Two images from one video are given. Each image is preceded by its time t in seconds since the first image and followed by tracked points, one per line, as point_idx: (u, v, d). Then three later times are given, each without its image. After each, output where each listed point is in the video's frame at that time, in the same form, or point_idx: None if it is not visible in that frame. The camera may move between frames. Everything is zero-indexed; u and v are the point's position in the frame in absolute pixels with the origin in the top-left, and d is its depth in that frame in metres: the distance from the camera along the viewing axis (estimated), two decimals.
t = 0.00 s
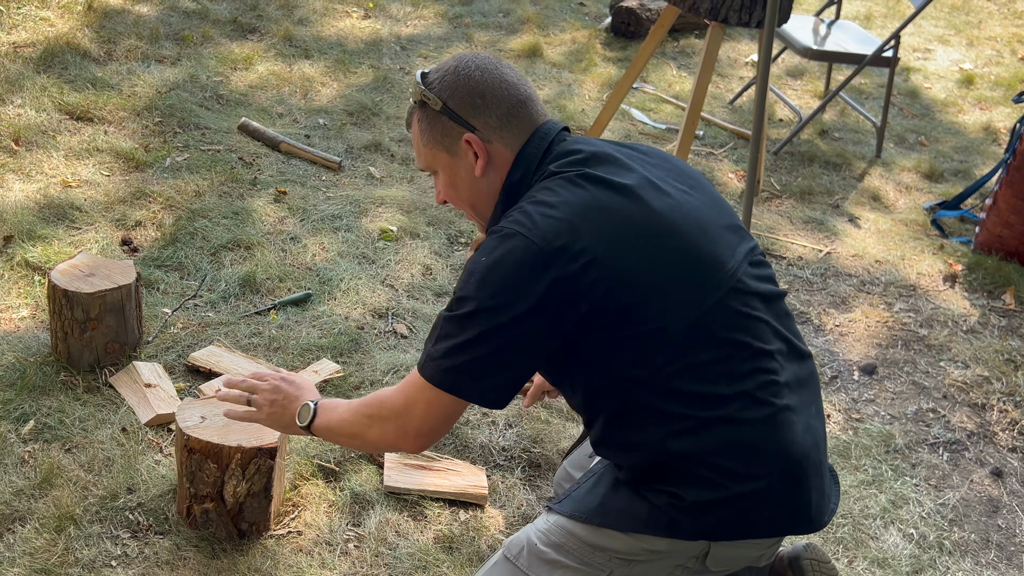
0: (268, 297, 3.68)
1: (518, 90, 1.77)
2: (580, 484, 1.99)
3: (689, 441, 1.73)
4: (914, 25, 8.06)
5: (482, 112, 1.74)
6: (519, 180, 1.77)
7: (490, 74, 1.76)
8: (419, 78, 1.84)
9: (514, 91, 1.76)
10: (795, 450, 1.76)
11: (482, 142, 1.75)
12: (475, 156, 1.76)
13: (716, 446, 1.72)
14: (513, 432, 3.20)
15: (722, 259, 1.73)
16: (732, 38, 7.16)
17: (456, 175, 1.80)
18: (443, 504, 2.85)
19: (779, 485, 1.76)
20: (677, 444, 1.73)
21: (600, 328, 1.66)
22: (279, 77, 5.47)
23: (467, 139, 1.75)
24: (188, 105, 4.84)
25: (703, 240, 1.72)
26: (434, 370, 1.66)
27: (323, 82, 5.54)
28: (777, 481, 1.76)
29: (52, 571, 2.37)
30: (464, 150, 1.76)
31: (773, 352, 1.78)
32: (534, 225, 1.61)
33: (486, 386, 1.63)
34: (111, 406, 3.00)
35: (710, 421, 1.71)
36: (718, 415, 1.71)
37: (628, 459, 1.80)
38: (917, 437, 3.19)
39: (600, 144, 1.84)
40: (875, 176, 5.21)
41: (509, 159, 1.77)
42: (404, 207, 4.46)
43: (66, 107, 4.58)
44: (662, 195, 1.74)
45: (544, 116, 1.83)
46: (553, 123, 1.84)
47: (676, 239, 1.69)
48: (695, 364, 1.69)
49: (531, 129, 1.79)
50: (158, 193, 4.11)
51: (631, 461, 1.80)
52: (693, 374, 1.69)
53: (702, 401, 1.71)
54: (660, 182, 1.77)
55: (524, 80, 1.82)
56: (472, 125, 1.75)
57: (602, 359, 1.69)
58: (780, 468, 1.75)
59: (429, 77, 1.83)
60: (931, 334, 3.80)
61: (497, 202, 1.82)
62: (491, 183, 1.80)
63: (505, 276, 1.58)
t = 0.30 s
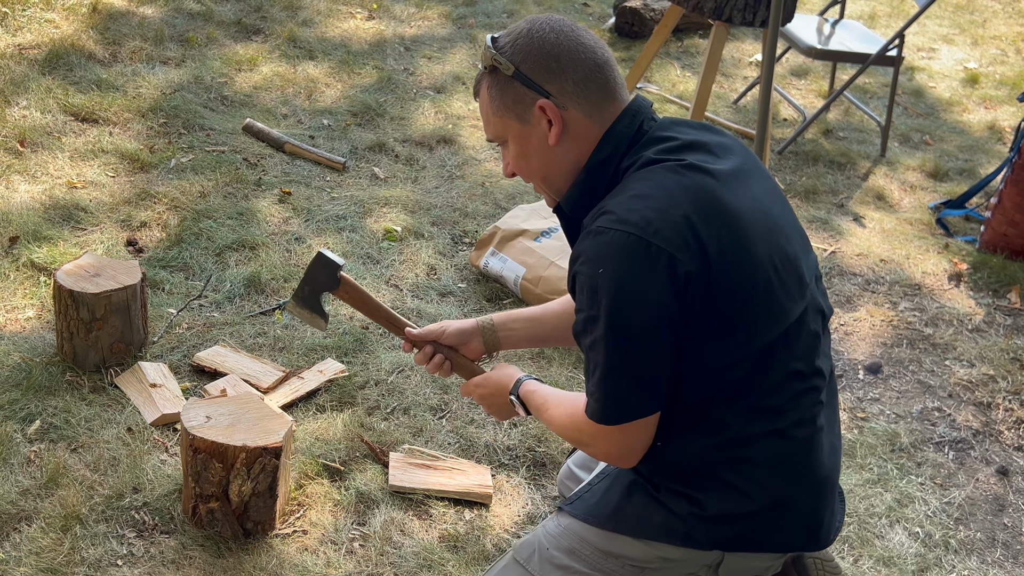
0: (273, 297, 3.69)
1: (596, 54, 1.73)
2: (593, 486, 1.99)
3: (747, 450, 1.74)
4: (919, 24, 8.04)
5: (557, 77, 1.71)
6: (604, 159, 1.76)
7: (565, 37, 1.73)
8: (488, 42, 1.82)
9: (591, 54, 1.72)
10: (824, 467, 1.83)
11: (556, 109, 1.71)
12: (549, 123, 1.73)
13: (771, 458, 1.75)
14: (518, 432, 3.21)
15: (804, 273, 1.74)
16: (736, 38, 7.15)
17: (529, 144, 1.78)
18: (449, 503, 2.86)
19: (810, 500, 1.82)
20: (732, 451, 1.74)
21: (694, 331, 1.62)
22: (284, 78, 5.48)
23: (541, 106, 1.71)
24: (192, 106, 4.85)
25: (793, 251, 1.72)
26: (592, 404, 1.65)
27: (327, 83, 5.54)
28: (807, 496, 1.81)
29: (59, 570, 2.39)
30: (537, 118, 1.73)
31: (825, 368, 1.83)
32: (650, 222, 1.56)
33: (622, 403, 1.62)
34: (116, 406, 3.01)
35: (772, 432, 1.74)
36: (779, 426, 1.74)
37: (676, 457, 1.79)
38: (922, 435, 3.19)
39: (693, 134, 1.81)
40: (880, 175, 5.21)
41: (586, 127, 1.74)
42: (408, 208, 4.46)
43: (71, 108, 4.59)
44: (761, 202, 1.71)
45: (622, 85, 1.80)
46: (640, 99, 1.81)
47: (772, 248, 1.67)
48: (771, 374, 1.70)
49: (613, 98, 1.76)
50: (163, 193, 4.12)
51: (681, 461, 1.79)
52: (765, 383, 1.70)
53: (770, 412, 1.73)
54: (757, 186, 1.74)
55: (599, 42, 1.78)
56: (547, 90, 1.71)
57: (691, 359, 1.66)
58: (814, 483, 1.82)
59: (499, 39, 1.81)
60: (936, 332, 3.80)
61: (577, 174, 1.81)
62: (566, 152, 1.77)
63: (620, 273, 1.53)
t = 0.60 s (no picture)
0: (279, 296, 3.70)
1: (644, 56, 1.71)
2: (605, 489, 2.01)
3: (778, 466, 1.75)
4: (924, 22, 8.02)
5: (603, 78, 1.69)
6: (651, 168, 1.76)
7: (615, 38, 1.70)
8: (533, 34, 1.80)
9: (639, 55, 1.70)
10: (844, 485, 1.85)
11: (599, 111, 1.70)
12: (592, 124, 1.72)
13: (800, 475, 1.76)
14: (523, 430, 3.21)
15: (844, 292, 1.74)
16: (741, 36, 7.14)
17: (571, 144, 1.77)
18: (454, 501, 2.87)
19: (830, 518, 1.83)
20: (761, 466, 1.75)
21: (735, 344, 1.63)
22: (288, 78, 5.48)
23: (585, 107, 1.70)
24: (197, 106, 4.86)
25: (835, 270, 1.72)
26: (615, 406, 1.66)
27: (331, 83, 5.55)
28: (827, 515, 1.82)
29: (65, 568, 2.40)
30: (580, 118, 1.72)
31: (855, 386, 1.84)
32: (703, 235, 1.56)
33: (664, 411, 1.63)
34: (122, 405, 3.02)
35: (804, 448, 1.74)
36: (810, 444, 1.75)
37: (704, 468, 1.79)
38: (928, 433, 3.19)
39: (742, 142, 1.81)
40: (885, 173, 5.20)
41: (629, 130, 1.73)
42: (413, 207, 4.47)
43: (76, 108, 4.60)
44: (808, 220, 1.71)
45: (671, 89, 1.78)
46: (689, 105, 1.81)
47: (817, 265, 1.68)
48: (808, 391, 1.71)
49: (659, 103, 1.74)
50: (168, 193, 4.13)
51: (708, 472, 1.79)
52: (800, 401, 1.71)
53: (804, 430, 1.73)
54: (804, 204, 1.75)
55: (648, 42, 1.75)
56: (592, 91, 1.70)
57: (732, 372, 1.67)
58: (836, 501, 1.83)
59: (545, 33, 1.78)
60: (942, 331, 3.79)
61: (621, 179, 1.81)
62: (608, 155, 1.76)
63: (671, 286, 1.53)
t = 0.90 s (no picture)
0: (286, 294, 3.71)
1: (586, 41, 1.65)
2: (592, 472, 1.95)
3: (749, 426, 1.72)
4: (932, 17, 7.98)
5: (549, 72, 1.63)
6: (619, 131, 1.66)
7: (552, 31, 1.65)
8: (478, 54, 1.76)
9: (581, 43, 1.64)
10: (821, 451, 1.83)
11: (552, 104, 1.63)
12: (548, 119, 1.65)
13: (773, 435, 1.74)
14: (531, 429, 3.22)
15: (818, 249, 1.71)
16: (748, 33, 7.12)
17: (532, 139, 1.70)
18: (462, 497, 2.88)
19: (807, 484, 1.82)
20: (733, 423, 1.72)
21: (702, 291, 1.60)
22: (295, 76, 5.49)
23: (537, 103, 1.63)
24: (205, 105, 4.87)
25: (809, 227, 1.69)
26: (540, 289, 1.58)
27: (338, 81, 5.56)
28: (801, 483, 1.81)
29: (74, 565, 2.41)
30: (535, 117, 1.66)
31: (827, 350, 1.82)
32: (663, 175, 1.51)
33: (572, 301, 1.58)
34: (131, 403, 3.03)
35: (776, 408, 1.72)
36: (782, 408, 1.73)
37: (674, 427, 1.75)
38: (936, 430, 3.18)
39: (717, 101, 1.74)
40: (893, 170, 5.18)
41: (588, 116, 1.65)
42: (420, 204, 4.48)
43: (84, 107, 4.62)
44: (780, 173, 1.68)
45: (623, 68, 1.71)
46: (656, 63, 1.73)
47: (788, 219, 1.64)
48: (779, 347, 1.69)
49: (611, 83, 1.66)
50: (176, 191, 4.15)
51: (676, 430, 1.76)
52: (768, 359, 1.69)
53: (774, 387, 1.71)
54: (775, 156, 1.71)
55: (590, 30, 1.69)
56: (541, 88, 1.64)
57: (698, 321, 1.63)
58: (814, 467, 1.81)
59: (488, 49, 1.75)
60: (950, 327, 3.79)
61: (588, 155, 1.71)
62: (572, 145, 1.69)
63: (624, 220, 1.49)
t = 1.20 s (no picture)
0: (294, 291, 3.71)
1: (514, 110, 1.75)
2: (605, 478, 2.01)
3: (745, 439, 1.71)
4: (942, 12, 7.94)
5: (480, 140, 1.74)
6: (535, 207, 1.74)
7: (483, 101, 1.76)
8: (419, 120, 1.88)
9: (510, 111, 1.75)
10: (834, 439, 1.78)
11: (483, 169, 1.74)
12: (480, 183, 1.75)
13: (770, 442, 1.72)
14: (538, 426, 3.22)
15: (765, 255, 1.70)
16: (756, 28, 7.10)
17: (467, 202, 1.80)
18: (470, 494, 2.88)
19: (825, 474, 1.78)
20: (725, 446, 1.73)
21: (659, 337, 1.62)
22: (303, 73, 5.49)
23: (470, 169, 1.74)
24: (213, 103, 4.88)
25: (750, 238, 1.68)
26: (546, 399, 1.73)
27: (345, 78, 5.56)
28: (822, 475, 1.77)
29: (84, 562, 2.42)
30: (469, 181, 1.76)
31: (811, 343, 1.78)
32: (588, 256, 1.57)
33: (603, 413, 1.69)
34: (140, 400, 3.04)
35: (768, 418, 1.70)
36: (772, 421, 1.70)
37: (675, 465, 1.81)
38: (946, 427, 3.17)
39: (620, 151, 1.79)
40: (902, 166, 5.16)
41: (515, 181, 1.74)
42: (427, 201, 4.48)
43: (92, 105, 4.63)
44: (704, 196, 1.69)
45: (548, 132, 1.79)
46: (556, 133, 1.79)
47: (724, 241, 1.64)
48: (749, 363, 1.67)
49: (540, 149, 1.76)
50: (184, 189, 4.16)
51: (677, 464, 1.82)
52: (743, 378, 1.68)
53: (756, 401, 1.69)
54: (698, 180, 1.72)
55: (520, 97, 1.80)
56: (473, 153, 1.74)
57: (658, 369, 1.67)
58: (828, 456, 1.77)
59: (428, 117, 1.87)
60: (960, 323, 3.77)
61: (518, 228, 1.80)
62: (502, 208, 1.78)
63: (565, 311, 1.56)
